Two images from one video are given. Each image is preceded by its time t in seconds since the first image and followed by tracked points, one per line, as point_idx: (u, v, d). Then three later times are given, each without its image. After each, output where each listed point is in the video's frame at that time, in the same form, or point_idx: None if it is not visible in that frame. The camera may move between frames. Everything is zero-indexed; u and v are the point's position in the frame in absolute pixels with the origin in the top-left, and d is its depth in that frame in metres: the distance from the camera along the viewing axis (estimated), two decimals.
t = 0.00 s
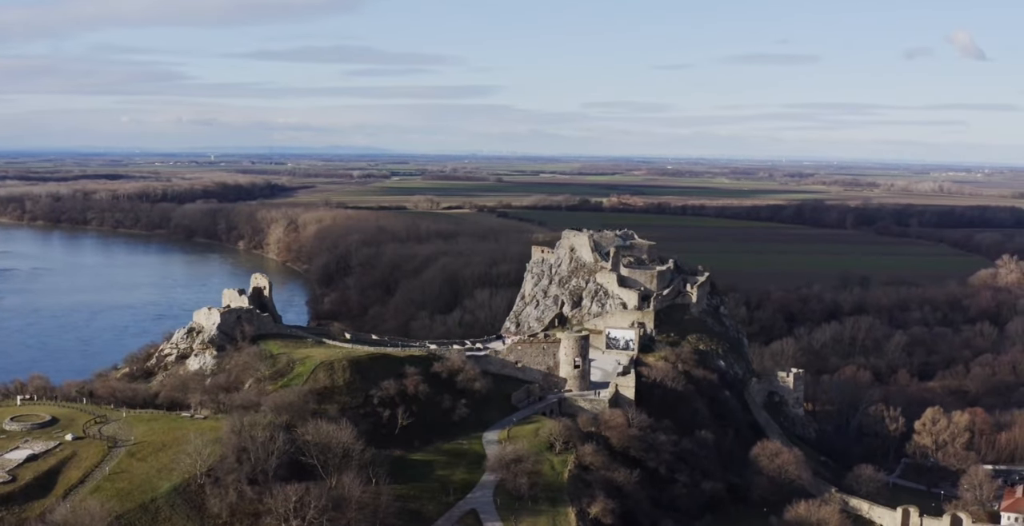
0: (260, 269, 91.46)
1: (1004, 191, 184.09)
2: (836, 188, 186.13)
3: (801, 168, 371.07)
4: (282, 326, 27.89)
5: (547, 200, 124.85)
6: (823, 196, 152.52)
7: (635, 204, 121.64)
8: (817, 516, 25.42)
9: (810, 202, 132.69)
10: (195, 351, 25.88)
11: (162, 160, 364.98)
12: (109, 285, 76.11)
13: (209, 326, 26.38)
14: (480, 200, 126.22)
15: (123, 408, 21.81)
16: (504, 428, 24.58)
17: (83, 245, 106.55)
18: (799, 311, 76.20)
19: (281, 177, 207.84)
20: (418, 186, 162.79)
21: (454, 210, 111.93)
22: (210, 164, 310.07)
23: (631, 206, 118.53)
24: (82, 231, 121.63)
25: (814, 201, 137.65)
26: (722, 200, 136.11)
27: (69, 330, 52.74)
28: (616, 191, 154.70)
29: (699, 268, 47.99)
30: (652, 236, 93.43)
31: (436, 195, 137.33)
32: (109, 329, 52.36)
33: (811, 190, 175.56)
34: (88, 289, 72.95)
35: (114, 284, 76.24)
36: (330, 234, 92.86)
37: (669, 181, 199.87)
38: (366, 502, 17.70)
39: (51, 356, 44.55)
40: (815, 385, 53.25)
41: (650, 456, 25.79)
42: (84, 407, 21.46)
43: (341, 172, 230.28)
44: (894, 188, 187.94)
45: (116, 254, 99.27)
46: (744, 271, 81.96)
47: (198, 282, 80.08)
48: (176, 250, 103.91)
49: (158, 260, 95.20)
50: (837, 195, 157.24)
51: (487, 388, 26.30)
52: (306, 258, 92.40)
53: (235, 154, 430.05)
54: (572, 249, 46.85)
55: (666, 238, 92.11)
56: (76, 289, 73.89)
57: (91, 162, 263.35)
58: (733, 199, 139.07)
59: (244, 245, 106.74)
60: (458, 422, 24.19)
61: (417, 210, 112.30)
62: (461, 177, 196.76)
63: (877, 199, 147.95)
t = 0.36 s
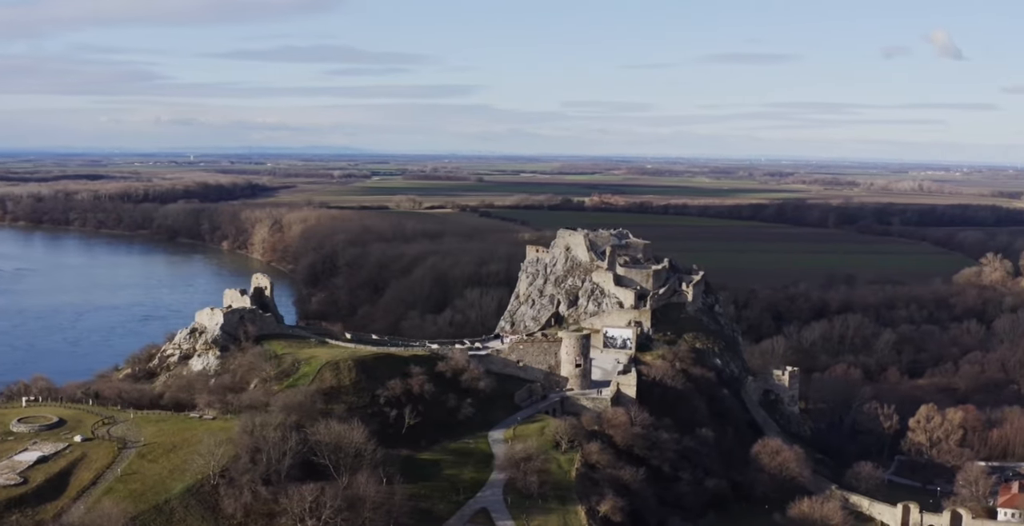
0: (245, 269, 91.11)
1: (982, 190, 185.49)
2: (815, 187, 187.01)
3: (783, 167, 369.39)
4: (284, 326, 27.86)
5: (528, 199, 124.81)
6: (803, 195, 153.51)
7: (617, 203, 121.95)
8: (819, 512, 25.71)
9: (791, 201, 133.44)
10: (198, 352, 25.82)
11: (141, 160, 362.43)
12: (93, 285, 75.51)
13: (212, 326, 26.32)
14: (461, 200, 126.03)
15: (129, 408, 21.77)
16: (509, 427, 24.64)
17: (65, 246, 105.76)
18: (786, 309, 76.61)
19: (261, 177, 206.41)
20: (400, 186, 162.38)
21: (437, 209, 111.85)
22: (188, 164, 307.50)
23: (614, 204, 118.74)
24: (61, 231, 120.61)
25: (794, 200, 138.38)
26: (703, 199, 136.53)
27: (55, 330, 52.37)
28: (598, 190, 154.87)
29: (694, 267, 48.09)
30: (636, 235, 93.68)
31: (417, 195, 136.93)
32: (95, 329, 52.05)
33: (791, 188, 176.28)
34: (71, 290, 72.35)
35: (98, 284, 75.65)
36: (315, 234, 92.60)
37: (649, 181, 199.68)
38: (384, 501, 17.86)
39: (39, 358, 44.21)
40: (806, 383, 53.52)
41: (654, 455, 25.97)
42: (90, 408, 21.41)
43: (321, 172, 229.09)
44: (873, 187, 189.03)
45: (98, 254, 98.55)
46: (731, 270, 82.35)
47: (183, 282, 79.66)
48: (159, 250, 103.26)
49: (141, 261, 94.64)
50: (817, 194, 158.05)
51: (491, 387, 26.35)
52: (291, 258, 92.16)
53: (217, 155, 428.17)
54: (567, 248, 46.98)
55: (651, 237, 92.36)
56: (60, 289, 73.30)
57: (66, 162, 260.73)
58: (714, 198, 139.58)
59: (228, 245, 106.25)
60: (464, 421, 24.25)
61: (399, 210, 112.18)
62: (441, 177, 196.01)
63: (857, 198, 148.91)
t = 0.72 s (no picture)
0: (231, 269, 90.69)
1: (964, 189, 186.32)
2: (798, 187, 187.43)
3: (767, 168, 367.41)
4: (287, 326, 27.78)
5: (512, 199, 124.57)
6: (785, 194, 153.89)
7: (601, 203, 121.87)
8: (821, 510, 25.97)
9: (774, 200, 133.80)
10: (201, 352, 25.78)
11: (121, 160, 359.38)
12: (79, 285, 75.05)
13: (214, 326, 26.25)
14: (445, 200, 125.68)
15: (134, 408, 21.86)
16: (513, 425, 24.67)
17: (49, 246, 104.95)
18: (776, 308, 76.91)
19: (243, 178, 204.94)
20: (383, 185, 161.78)
21: (421, 209, 111.63)
22: (169, 164, 304.86)
23: (597, 204, 118.61)
24: (44, 232, 119.63)
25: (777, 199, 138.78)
26: (687, 199, 136.67)
27: (44, 330, 52.06)
28: (581, 190, 154.82)
29: (690, 266, 48.19)
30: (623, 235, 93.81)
31: (400, 195, 136.38)
32: (84, 329, 51.73)
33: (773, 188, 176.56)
34: (58, 290, 71.86)
35: (85, 284, 75.20)
36: (302, 234, 92.36)
37: (633, 180, 198.36)
38: (396, 500, 18.21)
39: (27, 359, 43.86)
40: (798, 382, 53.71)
41: (657, 453, 26.10)
42: (96, 408, 21.51)
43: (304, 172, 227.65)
44: (856, 186, 189.59)
45: (83, 255, 97.82)
46: (720, 269, 82.66)
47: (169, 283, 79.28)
48: (144, 250, 102.56)
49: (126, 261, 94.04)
50: (800, 194, 158.49)
51: (495, 387, 26.38)
52: (278, 258, 91.84)
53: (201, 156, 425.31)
54: (563, 248, 46.97)
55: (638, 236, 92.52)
56: (46, 289, 72.76)
57: (44, 162, 257.94)
58: (697, 198, 139.78)
59: (214, 245, 105.73)
60: (469, 421, 24.30)
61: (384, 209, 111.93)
62: (422, 177, 193.82)
63: (840, 197, 149.33)
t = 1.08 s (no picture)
0: (216, 269, 90.28)
1: (945, 188, 186.84)
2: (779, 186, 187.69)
3: (744, 167, 364.67)
4: (290, 326, 27.70)
5: (494, 198, 124.35)
6: (767, 193, 154.17)
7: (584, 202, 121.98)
8: (824, 508, 26.28)
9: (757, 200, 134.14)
10: (204, 352, 25.72)
11: (101, 160, 356.08)
12: (66, 286, 74.61)
13: (218, 327, 26.20)
14: (428, 199, 125.45)
15: (141, 409, 21.93)
16: (519, 424, 24.70)
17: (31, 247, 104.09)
18: (764, 307, 77.21)
19: (224, 178, 203.20)
20: (365, 185, 160.99)
21: (405, 209, 111.40)
22: (149, 164, 302.07)
23: (580, 204, 118.74)
24: (25, 232, 118.64)
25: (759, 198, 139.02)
26: (669, 198, 136.78)
27: (32, 331, 51.79)
28: (563, 189, 154.56)
29: (684, 265, 48.32)
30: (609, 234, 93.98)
31: (383, 194, 135.84)
32: (73, 330, 51.50)
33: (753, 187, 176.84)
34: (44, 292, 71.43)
35: (71, 285, 74.77)
36: (288, 233, 92.13)
37: (615, 181, 196.62)
38: (410, 498, 18.36)
39: (14, 360, 43.58)
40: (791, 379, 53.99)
41: (662, 451, 26.23)
42: (104, 409, 21.61)
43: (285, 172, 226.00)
44: (836, 185, 190.02)
45: (66, 255, 97.13)
46: (707, 268, 83.03)
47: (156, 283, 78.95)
48: (127, 251, 101.86)
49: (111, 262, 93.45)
50: (782, 193, 158.86)
51: (499, 386, 26.40)
52: (264, 257, 91.55)
53: (184, 157, 422.82)
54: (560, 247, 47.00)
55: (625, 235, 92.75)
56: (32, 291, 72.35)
57: (22, 162, 255.05)
58: (680, 197, 139.87)
59: (199, 245, 105.22)
60: (475, 420, 24.35)
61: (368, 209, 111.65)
62: (402, 177, 191.62)
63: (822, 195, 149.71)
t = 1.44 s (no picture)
0: (203, 269, 89.93)
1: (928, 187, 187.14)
2: (763, 185, 187.71)
3: (728, 166, 363.88)
4: (292, 326, 27.67)
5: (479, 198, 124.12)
6: (751, 193, 154.29)
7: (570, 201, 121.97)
8: (827, 506, 26.50)
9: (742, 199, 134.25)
10: (208, 352, 25.68)
11: (83, 161, 353.04)
12: (54, 286, 74.20)
13: (221, 327, 26.15)
14: (414, 199, 125.15)
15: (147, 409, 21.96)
16: (524, 423, 24.77)
17: (15, 247, 103.29)
18: (754, 306, 77.46)
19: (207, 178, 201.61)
20: (349, 185, 160.26)
21: (391, 208, 111.16)
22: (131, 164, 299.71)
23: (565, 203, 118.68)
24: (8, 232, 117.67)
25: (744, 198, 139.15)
26: (654, 198, 136.79)
27: (20, 330, 51.59)
28: (548, 189, 154.26)
29: (678, 265, 48.49)
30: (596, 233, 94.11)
31: (368, 194, 135.31)
32: (61, 331, 51.26)
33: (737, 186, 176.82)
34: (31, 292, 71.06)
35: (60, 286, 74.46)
36: (276, 233, 91.94)
37: (600, 181, 195.01)
38: (421, 498, 18.49)
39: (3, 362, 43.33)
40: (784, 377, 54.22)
41: (665, 450, 26.35)
42: (111, 410, 21.69)
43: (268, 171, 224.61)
44: (820, 184, 189.92)
45: (51, 255, 96.52)
46: (696, 267, 83.35)
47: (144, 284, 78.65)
48: (113, 251, 101.24)
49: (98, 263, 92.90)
50: (766, 192, 159.11)
51: (502, 385, 26.44)
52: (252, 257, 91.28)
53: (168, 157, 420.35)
54: (556, 247, 47.04)
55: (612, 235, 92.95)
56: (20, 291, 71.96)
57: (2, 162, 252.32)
58: (665, 197, 139.83)
59: (185, 245, 104.74)
60: (480, 419, 24.40)
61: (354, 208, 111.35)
62: (385, 178, 189.86)
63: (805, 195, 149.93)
